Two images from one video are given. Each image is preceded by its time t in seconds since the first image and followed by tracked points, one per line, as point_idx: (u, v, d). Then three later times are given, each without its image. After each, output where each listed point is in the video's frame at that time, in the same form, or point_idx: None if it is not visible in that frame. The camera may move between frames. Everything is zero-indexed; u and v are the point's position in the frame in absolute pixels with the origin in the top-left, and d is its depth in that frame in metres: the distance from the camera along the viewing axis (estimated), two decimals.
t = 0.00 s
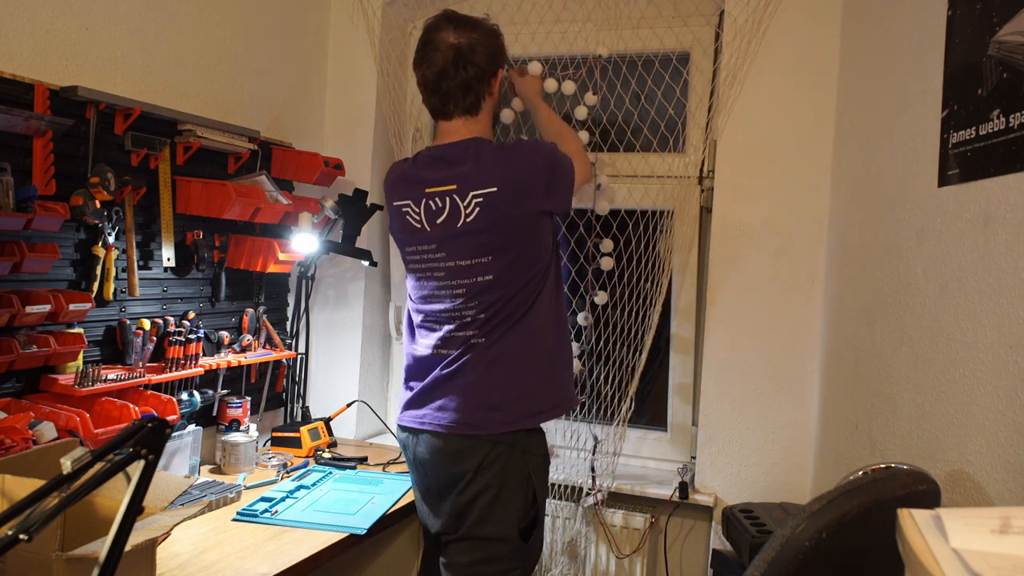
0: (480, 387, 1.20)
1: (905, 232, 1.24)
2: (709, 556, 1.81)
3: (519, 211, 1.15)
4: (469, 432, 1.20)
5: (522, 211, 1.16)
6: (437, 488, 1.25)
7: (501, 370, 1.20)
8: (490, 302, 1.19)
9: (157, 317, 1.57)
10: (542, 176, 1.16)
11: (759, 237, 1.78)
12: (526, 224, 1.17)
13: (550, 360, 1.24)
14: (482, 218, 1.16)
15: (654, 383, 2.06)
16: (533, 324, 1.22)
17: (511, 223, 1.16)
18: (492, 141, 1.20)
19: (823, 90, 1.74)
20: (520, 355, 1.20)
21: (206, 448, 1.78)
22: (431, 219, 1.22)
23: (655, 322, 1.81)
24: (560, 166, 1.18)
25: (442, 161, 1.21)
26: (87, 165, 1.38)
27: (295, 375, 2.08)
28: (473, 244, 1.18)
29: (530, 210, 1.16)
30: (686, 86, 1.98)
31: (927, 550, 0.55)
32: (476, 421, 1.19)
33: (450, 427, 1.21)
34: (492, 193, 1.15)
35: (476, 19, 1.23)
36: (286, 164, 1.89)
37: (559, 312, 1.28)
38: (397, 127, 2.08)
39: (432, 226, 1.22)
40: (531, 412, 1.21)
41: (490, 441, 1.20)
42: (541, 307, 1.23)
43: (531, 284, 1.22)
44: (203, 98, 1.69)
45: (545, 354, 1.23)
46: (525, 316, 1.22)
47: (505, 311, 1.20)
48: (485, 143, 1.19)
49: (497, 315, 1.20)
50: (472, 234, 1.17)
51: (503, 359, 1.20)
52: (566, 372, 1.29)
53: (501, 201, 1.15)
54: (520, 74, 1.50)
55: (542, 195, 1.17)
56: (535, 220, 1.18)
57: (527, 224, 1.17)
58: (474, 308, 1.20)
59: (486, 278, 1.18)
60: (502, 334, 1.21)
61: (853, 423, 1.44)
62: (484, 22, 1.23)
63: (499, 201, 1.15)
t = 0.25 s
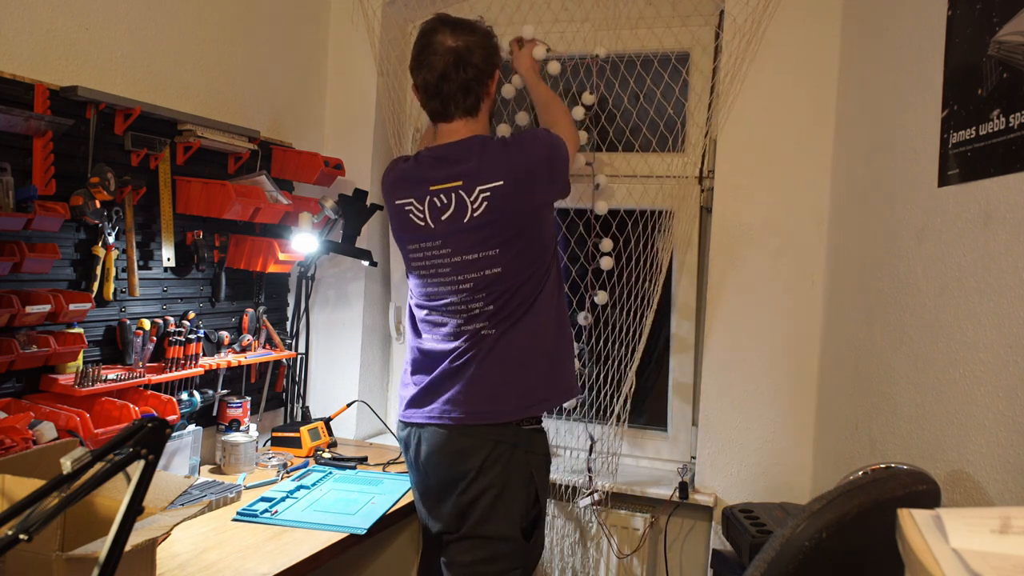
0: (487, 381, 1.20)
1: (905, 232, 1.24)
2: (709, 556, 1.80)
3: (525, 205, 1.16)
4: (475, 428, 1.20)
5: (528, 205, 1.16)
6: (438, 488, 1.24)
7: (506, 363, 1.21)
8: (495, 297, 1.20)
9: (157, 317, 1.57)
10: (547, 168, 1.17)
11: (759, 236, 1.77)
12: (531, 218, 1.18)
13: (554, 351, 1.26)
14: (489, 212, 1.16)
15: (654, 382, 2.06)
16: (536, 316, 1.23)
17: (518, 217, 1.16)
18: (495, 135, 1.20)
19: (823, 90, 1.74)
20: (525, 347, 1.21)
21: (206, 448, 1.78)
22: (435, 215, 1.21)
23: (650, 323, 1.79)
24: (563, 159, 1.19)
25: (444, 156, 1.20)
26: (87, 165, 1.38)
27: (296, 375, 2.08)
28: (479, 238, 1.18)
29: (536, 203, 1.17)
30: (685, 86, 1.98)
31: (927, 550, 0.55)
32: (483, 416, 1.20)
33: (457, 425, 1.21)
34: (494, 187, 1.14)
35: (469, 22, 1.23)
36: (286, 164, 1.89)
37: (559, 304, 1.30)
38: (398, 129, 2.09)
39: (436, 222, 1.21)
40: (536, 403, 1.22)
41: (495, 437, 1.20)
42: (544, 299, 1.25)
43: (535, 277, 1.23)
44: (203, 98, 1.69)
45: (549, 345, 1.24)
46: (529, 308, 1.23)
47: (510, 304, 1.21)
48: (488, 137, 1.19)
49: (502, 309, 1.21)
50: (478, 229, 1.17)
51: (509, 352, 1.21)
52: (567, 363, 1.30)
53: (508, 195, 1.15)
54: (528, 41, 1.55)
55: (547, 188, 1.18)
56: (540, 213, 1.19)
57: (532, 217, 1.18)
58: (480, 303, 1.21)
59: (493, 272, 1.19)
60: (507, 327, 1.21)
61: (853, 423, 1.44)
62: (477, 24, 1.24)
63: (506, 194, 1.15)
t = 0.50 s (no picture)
0: (489, 379, 1.20)
1: (905, 232, 1.24)
2: (709, 556, 1.81)
3: (526, 201, 1.16)
4: (478, 427, 1.20)
5: (528, 201, 1.17)
6: (438, 487, 1.24)
7: (509, 361, 1.20)
8: (498, 295, 1.20)
9: (157, 317, 1.57)
10: (547, 165, 1.17)
11: (758, 236, 1.78)
12: (532, 215, 1.18)
13: (557, 348, 1.25)
14: (490, 210, 1.16)
15: (654, 382, 2.06)
16: (539, 313, 1.23)
17: (519, 214, 1.17)
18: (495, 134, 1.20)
19: (823, 90, 1.74)
20: (527, 345, 1.21)
21: (206, 448, 1.78)
22: (436, 215, 1.21)
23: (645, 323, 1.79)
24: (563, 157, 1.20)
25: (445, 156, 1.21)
26: (87, 165, 1.38)
27: (296, 375, 2.08)
28: (481, 236, 1.18)
29: (536, 200, 1.18)
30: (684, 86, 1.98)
31: (927, 550, 0.55)
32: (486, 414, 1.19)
33: (460, 424, 1.21)
34: (494, 184, 1.15)
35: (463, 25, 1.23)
36: (285, 164, 1.89)
37: (562, 302, 1.30)
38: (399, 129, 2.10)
39: (438, 221, 1.21)
40: (539, 401, 1.22)
41: (495, 436, 1.20)
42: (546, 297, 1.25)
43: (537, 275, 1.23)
44: (203, 98, 1.69)
45: (551, 343, 1.24)
46: (532, 306, 1.23)
47: (512, 301, 1.21)
48: (488, 136, 1.19)
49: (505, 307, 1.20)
50: (480, 227, 1.18)
51: (511, 350, 1.21)
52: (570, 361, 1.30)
53: (509, 192, 1.15)
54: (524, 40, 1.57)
55: (547, 185, 1.18)
56: (540, 210, 1.19)
57: (533, 214, 1.18)
58: (482, 301, 1.20)
59: (495, 269, 1.19)
60: (509, 325, 1.21)
61: (853, 423, 1.44)
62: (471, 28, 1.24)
63: (507, 191, 1.15)
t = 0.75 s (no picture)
0: (489, 380, 1.20)
1: (905, 232, 1.24)
2: (709, 556, 1.81)
3: (528, 202, 1.17)
4: (477, 428, 1.20)
5: (530, 203, 1.17)
6: (438, 486, 1.24)
7: (509, 362, 1.20)
8: (499, 296, 1.20)
9: (157, 317, 1.57)
10: (548, 166, 1.18)
11: (758, 236, 1.78)
12: (533, 216, 1.18)
13: (557, 350, 1.25)
14: (491, 211, 1.16)
15: (654, 382, 2.06)
16: (540, 315, 1.23)
17: (520, 215, 1.17)
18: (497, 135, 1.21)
19: (823, 90, 1.74)
20: (528, 346, 1.21)
21: (206, 448, 1.78)
22: (437, 215, 1.22)
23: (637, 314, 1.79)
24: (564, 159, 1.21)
25: (447, 157, 1.21)
26: (87, 165, 1.38)
27: (296, 375, 2.08)
28: (482, 237, 1.18)
29: (537, 201, 1.18)
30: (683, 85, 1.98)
31: (927, 550, 0.55)
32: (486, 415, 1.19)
33: (459, 425, 1.21)
34: (495, 184, 1.15)
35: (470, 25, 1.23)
36: (285, 164, 1.89)
37: (563, 305, 1.30)
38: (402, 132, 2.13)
39: (439, 222, 1.22)
40: (539, 403, 1.22)
41: (495, 436, 1.20)
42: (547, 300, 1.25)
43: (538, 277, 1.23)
44: (203, 98, 1.69)
45: (552, 345, 1.24)
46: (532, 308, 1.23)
47: (513, 303, 1.21)
48: (490, 137, 1.20)
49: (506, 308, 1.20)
50: (481, 228, 1.18)
51: (511, 351, 1.21)
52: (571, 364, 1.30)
53: (510, 192, 1.15)
54: (526, 49, 1.62)
55: (548, 187, 1.19)
56: (542, 212, 1.19)
57: (534, 216, 1.18)
58: (482, 302, 1.20)
59: (496, 270, 1.19)
60: (510, 326, 1.21)
61: (853, 423, 1.44)
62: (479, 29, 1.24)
63: (508, 192, 1.15)
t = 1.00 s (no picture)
0: (492, 381, 1.20)
1: (905, 232, 1.24)
2: (709, 556, 1.81)
3: (533, 203, 1.17)
4: (478, 429, 1.20)
5: (534, 203, 1.18)
6: (440, 487, 1.24)
7: (512, 363, 1.20)
8: (502, 297, 1.19)
9: (157, 317, 1.57)
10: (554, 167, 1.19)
11: (758, 236, 1.78)
12: (537, 217, 1.19)
13: (559, 354, 1.25)
14: (496, 210, 1.17)
15: (654, 382, 2.06)
16: (543, 317, 1.23)
17: (525, 215, 1.17)
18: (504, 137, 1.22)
19: (823, 90, 1.74)
20: (531, 347, 1.21)
21: (206, 448, 1.78)
22: (442, 215, 1.22)
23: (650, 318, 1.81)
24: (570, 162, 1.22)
25: (454, 157, 1.23)
26: (87, 165, 1.38)
27: (296, 375, 2.08)
28: (486, 237, 1.19)
29: (542, 202, 1.19)
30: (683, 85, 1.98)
31: (927, 549, 0.55)
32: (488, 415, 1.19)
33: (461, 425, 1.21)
34: (501, 184, 1.16)
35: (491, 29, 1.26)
36: (285, 165, 1.89)
37: (566, 310, 1.30)
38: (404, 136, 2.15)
39: (443, 222, 1.22)
40: (541, 405, 1.22)
41: (497, 436, 1.20)
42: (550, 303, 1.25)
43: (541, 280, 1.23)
44: (203, 98, 1.69)
45: (555, 348, 1.24)
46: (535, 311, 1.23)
47: (517, 304, 1.21)
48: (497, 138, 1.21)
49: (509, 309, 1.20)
50: (486, 227, 1.18)
51: (515, 352, 1.21)
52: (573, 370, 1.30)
53: (515, 192, 1.16)
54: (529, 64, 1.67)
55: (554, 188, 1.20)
56: (547, 213, 1.20)
57: (538, 217, 1.19)
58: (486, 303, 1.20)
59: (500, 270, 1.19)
60: (513, 328, 1.21)
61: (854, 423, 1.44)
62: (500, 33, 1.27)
63: (513, 191, 1.16)
